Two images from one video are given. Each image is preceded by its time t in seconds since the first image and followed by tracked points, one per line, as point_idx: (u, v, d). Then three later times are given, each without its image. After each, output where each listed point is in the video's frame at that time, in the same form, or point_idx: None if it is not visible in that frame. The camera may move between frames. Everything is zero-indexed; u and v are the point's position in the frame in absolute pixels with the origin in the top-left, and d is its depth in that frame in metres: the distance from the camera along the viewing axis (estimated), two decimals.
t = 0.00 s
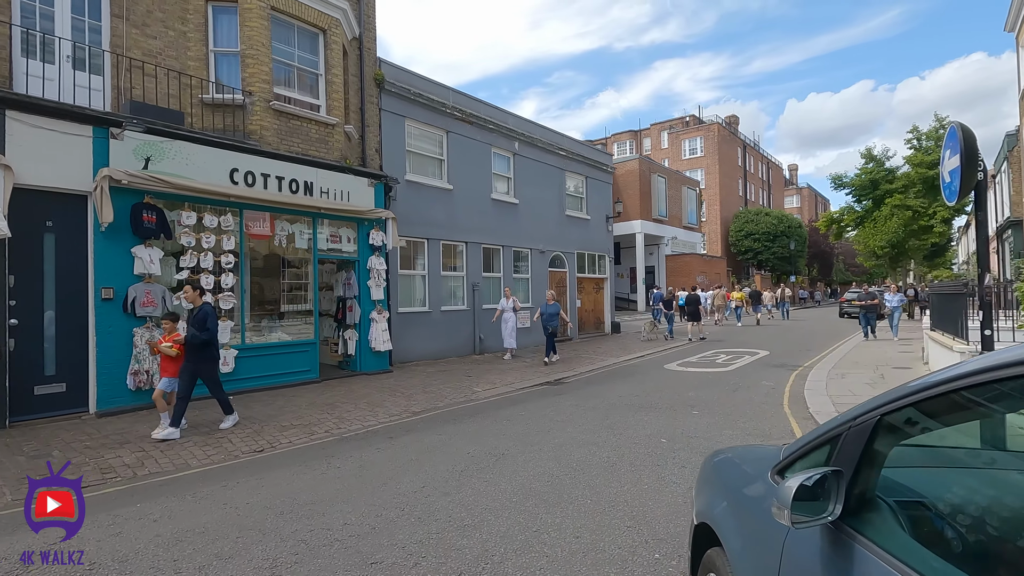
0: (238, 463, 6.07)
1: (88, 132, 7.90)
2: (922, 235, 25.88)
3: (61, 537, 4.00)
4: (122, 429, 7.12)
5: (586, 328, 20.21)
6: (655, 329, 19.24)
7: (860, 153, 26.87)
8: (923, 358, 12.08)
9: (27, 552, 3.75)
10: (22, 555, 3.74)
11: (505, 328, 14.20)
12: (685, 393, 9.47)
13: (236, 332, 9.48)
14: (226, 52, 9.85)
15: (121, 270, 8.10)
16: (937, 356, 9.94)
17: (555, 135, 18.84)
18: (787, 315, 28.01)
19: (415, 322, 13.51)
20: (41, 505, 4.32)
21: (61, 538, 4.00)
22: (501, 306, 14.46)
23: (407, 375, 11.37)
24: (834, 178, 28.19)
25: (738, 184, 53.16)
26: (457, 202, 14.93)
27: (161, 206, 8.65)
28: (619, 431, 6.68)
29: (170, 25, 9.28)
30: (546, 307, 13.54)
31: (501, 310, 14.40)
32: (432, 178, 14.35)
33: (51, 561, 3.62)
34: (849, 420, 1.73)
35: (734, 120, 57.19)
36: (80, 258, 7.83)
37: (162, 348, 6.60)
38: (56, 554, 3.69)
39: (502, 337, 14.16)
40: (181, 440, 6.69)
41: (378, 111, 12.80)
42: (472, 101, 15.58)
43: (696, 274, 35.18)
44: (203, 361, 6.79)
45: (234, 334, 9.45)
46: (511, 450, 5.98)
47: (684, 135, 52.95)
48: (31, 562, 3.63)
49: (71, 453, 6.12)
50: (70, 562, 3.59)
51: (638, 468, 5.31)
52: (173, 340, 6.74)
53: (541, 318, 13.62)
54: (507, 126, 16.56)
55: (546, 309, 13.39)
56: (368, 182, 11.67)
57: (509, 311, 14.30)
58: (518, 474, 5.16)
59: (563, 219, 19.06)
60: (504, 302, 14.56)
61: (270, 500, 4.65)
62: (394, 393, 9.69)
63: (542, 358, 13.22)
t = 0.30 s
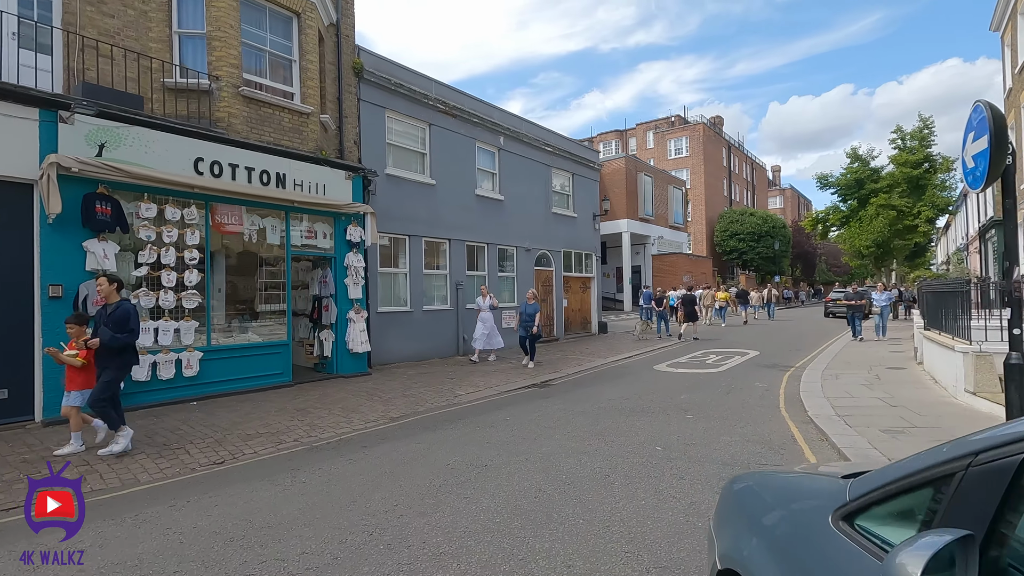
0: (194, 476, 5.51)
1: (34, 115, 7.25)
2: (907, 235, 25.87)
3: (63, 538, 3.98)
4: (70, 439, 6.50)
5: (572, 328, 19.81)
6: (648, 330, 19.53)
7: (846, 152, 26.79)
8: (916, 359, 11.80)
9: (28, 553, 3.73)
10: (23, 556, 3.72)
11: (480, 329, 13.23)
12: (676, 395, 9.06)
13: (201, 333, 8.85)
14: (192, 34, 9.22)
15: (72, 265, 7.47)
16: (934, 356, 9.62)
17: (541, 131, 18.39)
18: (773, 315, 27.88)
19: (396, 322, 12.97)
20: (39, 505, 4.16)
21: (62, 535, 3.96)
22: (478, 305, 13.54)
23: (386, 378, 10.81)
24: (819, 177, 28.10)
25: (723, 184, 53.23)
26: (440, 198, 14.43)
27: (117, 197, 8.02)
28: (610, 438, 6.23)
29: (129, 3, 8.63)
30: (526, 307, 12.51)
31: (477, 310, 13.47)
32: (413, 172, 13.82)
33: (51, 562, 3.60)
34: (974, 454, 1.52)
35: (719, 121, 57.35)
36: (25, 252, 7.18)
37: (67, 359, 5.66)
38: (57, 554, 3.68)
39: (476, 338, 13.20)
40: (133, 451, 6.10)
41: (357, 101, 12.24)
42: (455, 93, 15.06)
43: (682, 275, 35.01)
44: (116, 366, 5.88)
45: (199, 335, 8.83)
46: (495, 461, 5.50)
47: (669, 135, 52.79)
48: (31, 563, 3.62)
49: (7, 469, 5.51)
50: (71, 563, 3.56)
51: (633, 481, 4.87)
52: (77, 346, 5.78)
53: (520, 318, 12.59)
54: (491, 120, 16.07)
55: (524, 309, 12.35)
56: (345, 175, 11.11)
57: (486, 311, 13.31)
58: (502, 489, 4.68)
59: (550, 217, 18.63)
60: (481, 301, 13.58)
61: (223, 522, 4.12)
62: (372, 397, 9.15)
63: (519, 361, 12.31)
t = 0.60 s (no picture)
0: (138, 493, 4.97)
1: None
2: (891, 235, 25.91)
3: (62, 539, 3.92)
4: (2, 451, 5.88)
5: (557, 328, 19.39)
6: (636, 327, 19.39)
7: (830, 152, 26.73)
8: (909, 359, 11.53)
9: (28, 554, 3.68)
10: (22, 556, 3.66)
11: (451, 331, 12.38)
12: (665, 398, 8.66)
13: (159, 334, 8.24)
14: (150, 14, 8.59)
15: (10, 260, 6.83)
16: (930, 357, 9.31)
17: (525, 126, 17.92)
18: (758, 314, 27.75)
19: (374, 322, 12.41)
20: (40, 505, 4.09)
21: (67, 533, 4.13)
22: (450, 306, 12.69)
23: (361, 381, 10.25)
24: (804, 177, 28.01)
25: (707, 185, 53.30)
26: (421, 193, 13.90)
27: (64, 186, 7.40)
28: (598, 447, 5.77)
29: None
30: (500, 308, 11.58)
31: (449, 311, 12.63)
32: (393, 166, 13.27)
33: (51, 562, 3.55)
34: None
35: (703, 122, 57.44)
36: None
37: None
38: (57, 555, 3.63)
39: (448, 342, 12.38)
40: (71, 465, 5.51)
41: (331, 91, 11.67)
42: (437, 86, 14.53)
43: (668, 274, 34.83)
44: None
45: (156, 336, 8.22)
46: (472, 474, 5.03)
47: (654, 135, 52.65)
48: (31, 563, 3.56)
49: None
50: (72, 563, 3.52)
51: (623, 498, 4.41)
52: None
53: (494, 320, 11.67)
54: (474, 114, 15.57)
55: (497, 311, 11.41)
56: (319, 166, 10.51)
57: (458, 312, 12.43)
58: (478, 509, 4.20)
59: (535, 214, 18.18)
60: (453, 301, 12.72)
61: (156, 552, 3.60)
62: (344, 402, 8.60)
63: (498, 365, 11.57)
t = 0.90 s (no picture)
0: (69, 521, 4.39)
1: None
2: (875, 236, 25.86)
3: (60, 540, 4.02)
4: None
5: (542, 330, 18.86)
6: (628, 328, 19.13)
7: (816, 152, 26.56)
8: (904, 362, 11.16)
9: (28, 554, 3.76)
10: (23, 556, 3.75)
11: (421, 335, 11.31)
12: (656, 405, 8.15)
13: (105, 338, 7.53)
14: None
15: None
16: (930, 361, 8.90)
17: (508, 121, 17.34)
18: (744, 315, 27.50)
19: (348, 325, 11.75)
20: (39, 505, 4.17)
21: (67, 536, 4.24)
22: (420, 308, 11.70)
23: (332, 388, 9.58)
24: (790, 176, 27.81)
25: (692, 185, 53.23)
26: (399, 188, 13.24)
27: None
28: (586, 464, 5.23)
29: None
30: (473, 308, 10.74)
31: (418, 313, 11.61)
32: (369, 160, 12.60)
33: (52, 562, 3.63)
34: None
35: (688, 122, 57.37)
36: None
37: None
38: (57, 555, 3.72)
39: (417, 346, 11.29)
40: None
41: (302, 79, 10.98)
42: (416, 76, 13.88)
43: (653, 275, 34.52)
44: None
45: (103, 340, 7.50)
46: (446, 499, 4.46)
47: (639, 135, 52.37)
48: (32, 562, 3.65)
49: None
50: (72, 563, 3.60)
51: (616, 528, 3.88)
52: None
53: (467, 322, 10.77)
54: (455, 107, 14.94)
55: (470, 310, 10.54)
56: (287, 158, 9.80)
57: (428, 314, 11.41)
58: (450, 545, 3.63)
59: (519, 212, 17.61)
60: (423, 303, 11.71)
61: None
62: (311, 412, 7.94)
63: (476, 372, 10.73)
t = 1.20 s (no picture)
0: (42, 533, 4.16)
1: None
2: (863, 235, 25.80)
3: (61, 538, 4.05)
4: None
5: (529, 331, 18.36)
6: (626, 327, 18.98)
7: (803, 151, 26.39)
8: (902, 364, 10.82)
9: (29, 553, 3.79)
10: (24, 555, 3.77)
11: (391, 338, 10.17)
12: (650, 411, 7.68)
13: (50, 341, 6.86)
14: None
15: None
16: (933, 363, 8.54)
17: (494, 115, 16.79)
18: (732, 316, 27.28)
19: (325, 326, 11.13)
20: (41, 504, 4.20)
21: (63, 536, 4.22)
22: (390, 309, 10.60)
23: (305, 394, 8.96)
24: (778, 176, 27.60)
25: (678, 185, 53.13)
26: (380, 183, 12.64)
27: None
28: (580, 481, 4.73)
29: None
30: (450, 311, 10.04)
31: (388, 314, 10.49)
32: (347, 152, 11.98)
33: (51, 561, 3.65)
34: None
35: (674, 122, 57.30)
36: None
37: None
38: (57, 555, 3.73)
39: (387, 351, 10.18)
40: None
41: (275, 65, 10.35)
42: (398, 66, 13.29)
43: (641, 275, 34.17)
44: None
45: (48, 344, 6.84)
46: (424, 524, 3.94)
47: (625, 135, 52.10)
48: (31, 563, 3.66)
49: None
50: (70, 563, 3.61)
51: (619, 561, 3.38)
52: None
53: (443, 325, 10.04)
54: (439, 99, 14.38)
55: (446, 312, 9.86)
56: (257, 147, 9.14)
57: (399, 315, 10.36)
58: None
59: (505, 209, 17.08)
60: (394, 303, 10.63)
61: None
62: (280, 421, 7.33)
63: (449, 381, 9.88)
